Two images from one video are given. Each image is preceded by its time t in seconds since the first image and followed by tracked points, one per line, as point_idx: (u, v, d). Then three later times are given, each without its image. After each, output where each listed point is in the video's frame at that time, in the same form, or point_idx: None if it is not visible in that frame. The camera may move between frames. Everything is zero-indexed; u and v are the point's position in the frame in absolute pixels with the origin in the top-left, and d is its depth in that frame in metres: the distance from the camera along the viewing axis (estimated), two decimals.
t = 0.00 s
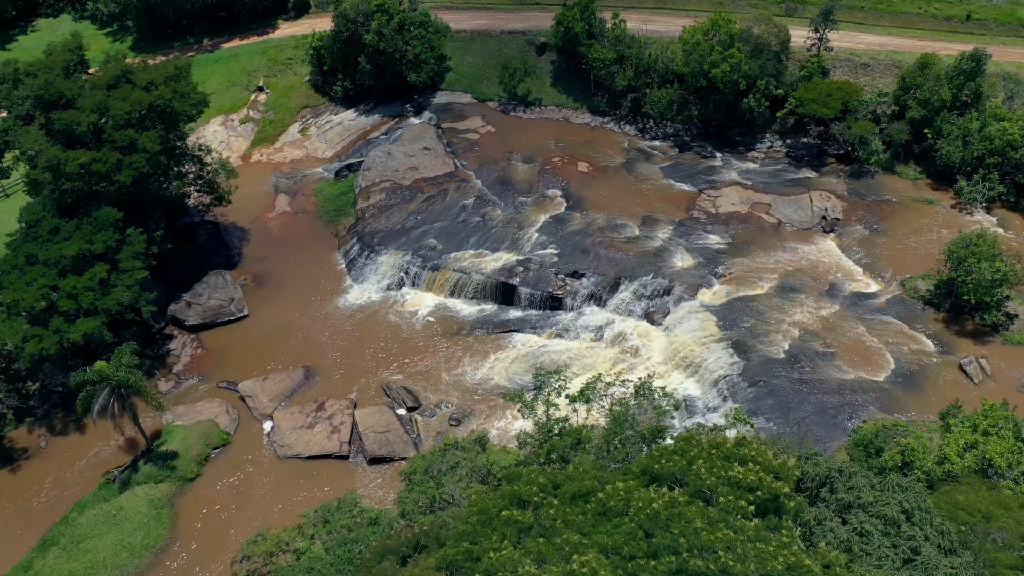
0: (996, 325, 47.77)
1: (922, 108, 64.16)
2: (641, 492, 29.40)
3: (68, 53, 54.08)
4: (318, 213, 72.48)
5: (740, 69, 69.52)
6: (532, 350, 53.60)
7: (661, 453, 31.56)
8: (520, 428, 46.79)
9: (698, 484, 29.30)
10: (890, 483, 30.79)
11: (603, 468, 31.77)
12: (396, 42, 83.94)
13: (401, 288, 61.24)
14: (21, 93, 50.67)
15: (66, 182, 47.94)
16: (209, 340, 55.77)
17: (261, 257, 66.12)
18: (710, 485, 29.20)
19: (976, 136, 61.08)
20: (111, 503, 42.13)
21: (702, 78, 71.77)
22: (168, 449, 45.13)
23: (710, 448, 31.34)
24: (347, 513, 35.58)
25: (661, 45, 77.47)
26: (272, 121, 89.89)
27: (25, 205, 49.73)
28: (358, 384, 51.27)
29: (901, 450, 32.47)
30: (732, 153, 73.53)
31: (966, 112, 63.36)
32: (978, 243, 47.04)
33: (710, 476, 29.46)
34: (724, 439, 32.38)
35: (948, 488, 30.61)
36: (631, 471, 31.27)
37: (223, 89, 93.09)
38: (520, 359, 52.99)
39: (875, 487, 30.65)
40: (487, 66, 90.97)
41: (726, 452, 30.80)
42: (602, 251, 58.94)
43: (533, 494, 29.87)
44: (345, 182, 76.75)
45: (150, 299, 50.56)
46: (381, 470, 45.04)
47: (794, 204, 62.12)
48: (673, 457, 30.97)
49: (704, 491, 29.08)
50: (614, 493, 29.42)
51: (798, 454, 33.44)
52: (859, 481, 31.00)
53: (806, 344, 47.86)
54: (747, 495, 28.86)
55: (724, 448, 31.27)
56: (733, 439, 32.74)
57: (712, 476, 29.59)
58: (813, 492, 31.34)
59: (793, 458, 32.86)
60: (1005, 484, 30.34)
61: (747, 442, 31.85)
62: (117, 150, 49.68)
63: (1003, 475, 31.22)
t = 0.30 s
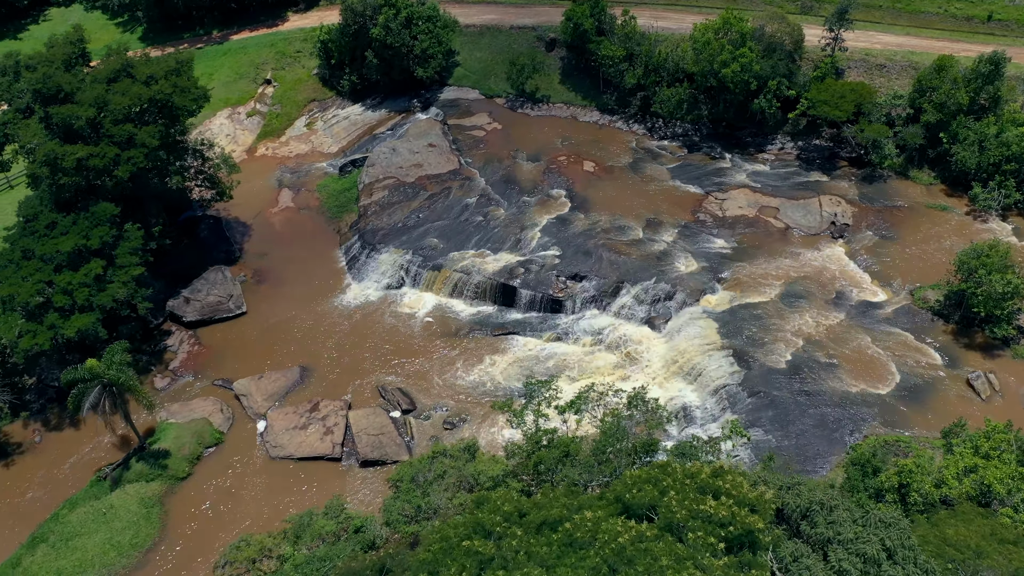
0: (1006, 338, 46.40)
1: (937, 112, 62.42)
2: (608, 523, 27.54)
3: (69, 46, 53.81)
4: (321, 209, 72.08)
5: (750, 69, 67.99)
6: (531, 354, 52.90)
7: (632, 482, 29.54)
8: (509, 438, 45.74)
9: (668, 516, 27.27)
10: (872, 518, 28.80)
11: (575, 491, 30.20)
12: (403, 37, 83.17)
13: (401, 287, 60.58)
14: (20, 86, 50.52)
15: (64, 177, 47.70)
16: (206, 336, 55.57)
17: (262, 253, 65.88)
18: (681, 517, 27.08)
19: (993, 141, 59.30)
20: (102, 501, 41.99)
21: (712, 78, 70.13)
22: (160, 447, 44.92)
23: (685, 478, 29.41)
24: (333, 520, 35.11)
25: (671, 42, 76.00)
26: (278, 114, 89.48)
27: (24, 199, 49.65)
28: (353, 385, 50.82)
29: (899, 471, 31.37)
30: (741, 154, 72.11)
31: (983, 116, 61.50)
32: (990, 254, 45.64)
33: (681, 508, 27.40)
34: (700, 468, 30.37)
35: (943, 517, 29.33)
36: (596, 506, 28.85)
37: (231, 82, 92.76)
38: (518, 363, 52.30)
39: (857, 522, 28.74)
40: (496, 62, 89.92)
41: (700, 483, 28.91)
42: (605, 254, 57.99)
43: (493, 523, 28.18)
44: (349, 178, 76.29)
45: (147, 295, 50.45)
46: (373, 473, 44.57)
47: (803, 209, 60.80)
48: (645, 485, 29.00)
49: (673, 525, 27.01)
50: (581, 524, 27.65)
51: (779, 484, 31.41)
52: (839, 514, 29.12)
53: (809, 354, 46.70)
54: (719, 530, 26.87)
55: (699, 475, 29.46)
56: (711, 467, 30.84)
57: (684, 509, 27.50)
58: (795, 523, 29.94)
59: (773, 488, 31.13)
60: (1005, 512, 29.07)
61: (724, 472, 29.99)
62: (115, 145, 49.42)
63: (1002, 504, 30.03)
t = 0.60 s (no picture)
0: (1016, 352, 44.75)
1: (953, 115, 60.76)
2: (572, 555, 26.38)
3: (70, 38, 53.55)
4: (323, 205, 71.61)
5: (762, 69, 66.19)
6: (530, 357, 52.17)
7: (601, 512, 28.07)
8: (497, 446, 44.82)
9: (634, 550, 25.57)
10: (850, 555, 28.22)
11: (545, 518, 29.41)
12: (410, 31, 82.37)
13: (400, 286, 60.03)
14: (19, 79, 50.33)
15: (60, 170, 47.47)
16: (203, 332, 55.35)
17: (262, 249, 65.58)
18: (647, 553, 25.42)
19: (1010, 147, 57.49)
20: (92, 498, 41.86)
21: (722, 77, 68.57)
22: (152, 445, 44.71)
23: (654, 510, 27.94)
24: (317, 525, 34.68)
25: (682, 40, 74.44)
26: (285, 107, 88.99)
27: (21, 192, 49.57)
28: (348, 385, 50.33)
29: (893, 493, 30.40)
30: (751, 156, 70.69)
31: (1001, 120, 59.92)
32: (1001, 266, 44.15)
33: (649, 544, 25.74)
34: (671, 498, 29.06)
35: (937, 543, 28.07)
36: (558, 539, 27.67)
37: (238, 73, 92.37)
38: (515, 365, 51.59)
39: (835, 561, 28.08)
40: (504, 57, 88.78)
41: (670, 516, 27.48)
42: (607, 256, 56.99)
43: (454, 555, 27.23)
44: (353, 173, 75.73)
45: (143, 290, 50.37)
46: (364, 476, 44.09)
47: (811, 213, 59.46)
48: (613, 517, 27.47)
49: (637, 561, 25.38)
50: (546, 555, 26.58)
51: (756, 515, 30.37)
52: (815, 551, 28.43)
53: (810, 364, 45.52)
54: (687, 569, 25.22)
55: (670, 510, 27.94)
56: (683, 497, 29.51)
57: (650, 544, 25.90)
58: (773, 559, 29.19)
59: (748, 520, 30.06)
60: (1001, 541, 27.55)
61: (696, 503, 28.65)
62: (113, 138, 49.11)
63: (999, 531, 28.55)
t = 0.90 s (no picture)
0: None
1: (970, 119, 59.02)
2: None
3: (71, 29, 53.23)
4: (326, 200, 71.12)
5: (773, 68, 64.63)
6: (527, 360, 51.48)
7: (567, 544, 28.04)
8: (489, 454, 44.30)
9: None
10: None
11: (508, 548, 28.99)
12: (417, 24, 81.60)
13: (399, 284, 59.46)
14: (19, 70, 50.12)
15: (57, 164, 47.25)
16: (200, 327, 55.17)
17: (263, 243, 65.26)
18: None
19: None
20: (82, 494, 41.80)
21: (733, 75, 67.20)
22: (144, 441, 44.58)
23: (623, 545, 27.83)
24: (302, 530, 34.27)
25: (693, 37, 72.91)
26: (292, 99, 88.44)
27: (20, 184, 49.55)
28: (343, 385, 49.92)
29: (888, 515, 29.53)
30: (761, 157, 69.25)
31: (1019, 125, 57.86)
32: (1013, 278, 42.72)
33: None
34: (641, 531, 28.80)
35: (931, 570, 27.08)
36: (524, 569, 27.08)
37: (246, 64, 91.92)
38: (512, 368, 50.93)
39: None
40: (513, 52, 87.60)
41: (637, 551, 27.35)
42: (609, 258, 56.08)
43: None
44: (357, 168, 75.15)
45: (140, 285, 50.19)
46: (355, 478, 43.66)
47: (820, 218, 58.09)
48: (578, 550, 27.44)
49: None
50: None
51: (733, 549, 29.33)
52: None
53: (813, 375, 44.42)
54: None
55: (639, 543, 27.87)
56: (655, 529, 29.34)
57: None
58: None
59: (721, 555, 28.91)
60: (997, 571, 26.43)
61: (665, 538, 28.55)
62: (111, 132, 48.78)
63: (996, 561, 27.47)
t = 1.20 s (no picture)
0: None
1: (986, 124, 57.29)
2: None
3: (72, 20, 52.88)
4: (328, 194, 70.61)
5: (785, 68, 62.99)
6: (524, 363, 50.82)
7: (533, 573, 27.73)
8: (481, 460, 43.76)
9: None
10: None
11: None
12: (424, 17, 80.62)
13: (398, 282, 58.90)
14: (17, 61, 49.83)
15: (53, 156, 46.95)
16: (197, 322, 54.98)
17: (263, 238, 64.91)
18: None
19: None
20: (73, 490, 41.74)
21: (743, 75, 65.51)
22: (136, 438, 44.43)
23: None
24: (286, 535, 33.85)
25: (703, 34, 71.28)
26: (298, 90, 87.83)
27: (18, 176, 49.36)
28: (337, 385, 49.53)
29: (880, 540, 28.60)
30: (770, 158, 67.84)
31: None
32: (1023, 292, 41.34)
33: None
34: (607, 564, 27.98)
35: None
36: None
37: (253, 55, 91.38)
38: (508, 371, 50.30)
39: None
40: (521, 46, 86.42)
41: None
42: (610, 260, 55.18)
43: None
44: (360, 162, 74.55)
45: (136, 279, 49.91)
46: (346, 480, 43.27)
47: (828, 223, 56.78)
48: None
49: None
50: None
51: None
52: None
53: (813, 387, 43.38)
54: None
55: None
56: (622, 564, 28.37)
57: None
58: None
59: None
60: None
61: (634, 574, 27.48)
62: (108, 125, 48.46)
63: None
